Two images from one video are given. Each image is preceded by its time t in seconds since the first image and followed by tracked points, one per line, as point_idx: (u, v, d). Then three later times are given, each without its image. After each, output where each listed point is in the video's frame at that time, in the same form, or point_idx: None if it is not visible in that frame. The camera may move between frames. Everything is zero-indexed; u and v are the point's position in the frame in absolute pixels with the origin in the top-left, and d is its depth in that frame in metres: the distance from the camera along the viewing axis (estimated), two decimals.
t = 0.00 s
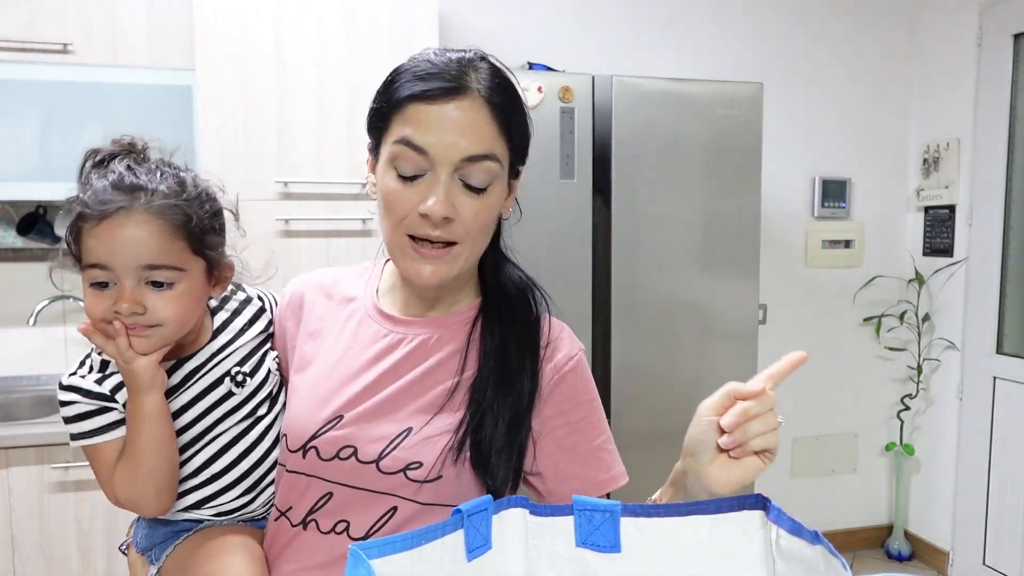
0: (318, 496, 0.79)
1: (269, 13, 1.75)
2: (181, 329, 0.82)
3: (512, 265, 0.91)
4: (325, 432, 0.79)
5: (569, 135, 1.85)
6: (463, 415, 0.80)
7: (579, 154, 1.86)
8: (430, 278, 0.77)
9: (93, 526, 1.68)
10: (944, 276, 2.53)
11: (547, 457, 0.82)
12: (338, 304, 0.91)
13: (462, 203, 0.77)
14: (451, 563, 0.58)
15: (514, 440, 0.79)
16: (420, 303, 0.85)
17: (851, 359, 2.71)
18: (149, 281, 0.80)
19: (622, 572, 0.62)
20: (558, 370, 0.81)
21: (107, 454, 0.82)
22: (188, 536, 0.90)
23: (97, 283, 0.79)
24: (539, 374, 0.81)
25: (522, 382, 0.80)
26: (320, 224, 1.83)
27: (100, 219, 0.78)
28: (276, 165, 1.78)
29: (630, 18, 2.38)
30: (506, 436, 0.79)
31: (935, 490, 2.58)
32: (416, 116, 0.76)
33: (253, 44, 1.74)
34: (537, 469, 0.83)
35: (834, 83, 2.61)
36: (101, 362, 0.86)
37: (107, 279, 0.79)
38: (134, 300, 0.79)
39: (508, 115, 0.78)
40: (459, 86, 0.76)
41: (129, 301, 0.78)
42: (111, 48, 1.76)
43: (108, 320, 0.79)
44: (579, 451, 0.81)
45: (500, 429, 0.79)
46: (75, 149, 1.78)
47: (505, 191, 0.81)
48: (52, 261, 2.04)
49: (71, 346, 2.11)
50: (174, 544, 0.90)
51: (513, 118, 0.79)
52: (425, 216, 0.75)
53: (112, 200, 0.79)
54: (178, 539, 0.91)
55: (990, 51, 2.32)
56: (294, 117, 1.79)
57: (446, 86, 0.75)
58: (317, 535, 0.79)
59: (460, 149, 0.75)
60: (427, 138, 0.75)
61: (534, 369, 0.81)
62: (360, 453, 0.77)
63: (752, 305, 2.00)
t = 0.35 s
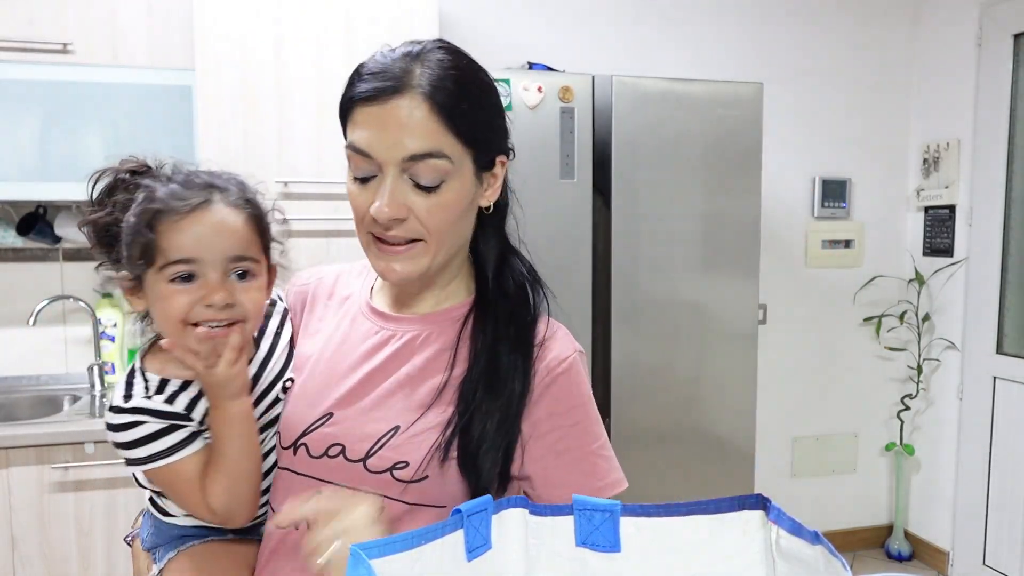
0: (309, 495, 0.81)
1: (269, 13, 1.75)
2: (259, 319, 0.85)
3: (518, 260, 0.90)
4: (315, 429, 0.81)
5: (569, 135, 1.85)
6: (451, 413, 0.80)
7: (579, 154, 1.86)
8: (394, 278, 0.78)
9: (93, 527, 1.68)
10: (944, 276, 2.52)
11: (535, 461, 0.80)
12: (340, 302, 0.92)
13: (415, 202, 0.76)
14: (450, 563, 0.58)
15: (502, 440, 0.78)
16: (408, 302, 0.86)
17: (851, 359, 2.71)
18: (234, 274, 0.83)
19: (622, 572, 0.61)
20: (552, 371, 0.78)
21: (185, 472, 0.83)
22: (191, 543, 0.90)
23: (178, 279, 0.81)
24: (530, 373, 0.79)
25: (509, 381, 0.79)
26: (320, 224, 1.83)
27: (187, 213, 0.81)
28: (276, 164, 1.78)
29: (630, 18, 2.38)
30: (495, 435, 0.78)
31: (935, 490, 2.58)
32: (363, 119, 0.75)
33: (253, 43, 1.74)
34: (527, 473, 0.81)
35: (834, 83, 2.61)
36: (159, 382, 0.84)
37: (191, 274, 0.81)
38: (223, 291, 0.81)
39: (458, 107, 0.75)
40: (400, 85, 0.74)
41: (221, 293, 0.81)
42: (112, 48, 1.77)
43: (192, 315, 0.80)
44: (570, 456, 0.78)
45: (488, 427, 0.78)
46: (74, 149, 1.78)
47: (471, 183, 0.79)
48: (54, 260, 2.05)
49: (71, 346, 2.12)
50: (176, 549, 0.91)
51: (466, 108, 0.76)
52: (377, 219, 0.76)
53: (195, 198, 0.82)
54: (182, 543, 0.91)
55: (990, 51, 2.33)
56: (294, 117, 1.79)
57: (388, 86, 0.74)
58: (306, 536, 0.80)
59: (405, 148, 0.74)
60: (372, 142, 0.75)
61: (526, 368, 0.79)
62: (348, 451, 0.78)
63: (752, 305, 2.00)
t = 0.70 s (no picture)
0: (306, 498, 0.83)
1: (268, 13, 1.75)
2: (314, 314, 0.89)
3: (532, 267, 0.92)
4: (316, 433, 0.82)
5: (569, 135, 1.85)
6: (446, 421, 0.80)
7: (579, 154, 1.86)
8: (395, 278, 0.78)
9: (93, 527, 1.68)
10: (944, 276, 2.52)
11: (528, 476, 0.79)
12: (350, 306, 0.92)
13: (417, 200, 0.75)
14: (450, 563, 0.58)
15: (495, 451, 0.78)
16: (411, 306, 0.86)
17: (851, 359, 2.71)
18: (299, 269, 0.86)
19: (622, 572, 0.61)
20: (547, 385, 0.78)
21: (233, 471, 0.81)
22: None
23: (251, 272, 0.83)
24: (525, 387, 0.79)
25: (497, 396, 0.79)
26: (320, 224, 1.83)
27: (265, 207, 0.84)
28: (276, 164, 1.78)
29: (630, 18, 2.38)
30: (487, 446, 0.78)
31: (935, 490, 2.58)
32: (369, 115, 0.76)
33: (252, 43, 1.74)
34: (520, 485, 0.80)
35: (834, 83, 2.61)
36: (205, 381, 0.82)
37: (265, 267, 0.83)
38: (294, 286, 0.85)
39: (466, 102, 0.75)
40: (406, 80, 0.74)
41: (293, 286, 0.84)
42: (111, 48, 1.77)
43: (265, 308, 0.83)
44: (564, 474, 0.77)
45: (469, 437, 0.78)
46: (74, 149, 1.78)
47: (475, 183, 0.78)
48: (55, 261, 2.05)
49: (71, 346, 2.11)
50: None
51: (475, 105, 0.76)
52: (377, 216, 0.76)
53: (266, 193, 0.85)
54: None
55: (990, 51, 2.33)
56: (295, 117, 1.79)
57: (394, 81, 0.75)
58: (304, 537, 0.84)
59: (406, 144, 0.74)
60: (375, 139, 0.75)
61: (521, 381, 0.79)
62: (345, 458, 0.80)
63: (752, 304, 2.00)
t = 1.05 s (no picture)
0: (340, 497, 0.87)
1: (267, 13, 1.75)
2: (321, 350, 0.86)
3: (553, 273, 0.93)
4: (345, 436, 0.86)
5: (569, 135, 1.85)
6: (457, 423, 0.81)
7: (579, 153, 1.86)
8: (447, 226, 0.81)
9: (93, 526, 1.68)
10: (944, 276, 2.52)
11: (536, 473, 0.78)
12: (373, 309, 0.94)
13: (496, 160, 0.82)
14: (450, 562, 0.58)
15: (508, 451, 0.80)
16: (433, 300, 0.89)
17: (851, 359, 2.71)
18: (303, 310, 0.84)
19: (622, 572, 0.61)
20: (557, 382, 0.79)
21: (269, 516, 0.78)
22: None
23: (254, 325, 0.80)
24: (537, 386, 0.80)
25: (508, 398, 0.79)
26: (318, 224, 1.83)
27: (261, 255, 0.80)
28: (276, 164, 1.78)
29: (630, 18, 2.38)
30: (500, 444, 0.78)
31: (935, 490, 2.58)
32: (479, 73, 0.84)
33: (251, 43, 1.74)
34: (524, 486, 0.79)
35: (834, 83, 2.61)
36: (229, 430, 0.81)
37: (268, 317, 0.81)
38: (301, 329, 0.82)
39: (557, 103, 0.85)
40: (525, 59, 0.84)
41: (301, 331, 0.82)
42: (111, 47, 1.77)
43: (275, 358, 0.80)
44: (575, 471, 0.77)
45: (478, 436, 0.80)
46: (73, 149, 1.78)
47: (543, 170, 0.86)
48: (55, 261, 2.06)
49: (71, 346, 2.11)
50: None
51: (563, 106, 0.86)
52: (458, 159, 0.81)
53: (259, 238, 0.82)
54: None
55: (990, 51, 2.33)
56: (294, 117, 1.79)
57: (515, 56, 0.84)
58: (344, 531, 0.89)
59: (507, 107, 0.82)
60: (480, 95, 0.83)
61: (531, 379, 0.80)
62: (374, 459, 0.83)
63: (753, 304, 2.00)
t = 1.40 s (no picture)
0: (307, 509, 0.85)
1: (267, 13, 1.75)
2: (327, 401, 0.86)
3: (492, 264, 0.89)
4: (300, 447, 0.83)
5: (569, 135, 1.85)
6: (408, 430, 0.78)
7: (579, 153, 1.86)
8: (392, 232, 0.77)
9: (93, 527, 1.68)
10: (944, 277, 2.52)
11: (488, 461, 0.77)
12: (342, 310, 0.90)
13: (438, 162, 0.78)
14: (450, 563, 0.58)
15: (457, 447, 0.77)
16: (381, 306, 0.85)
17: (851, 359, 2.71)
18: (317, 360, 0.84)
19: (622, 572, 0.61)
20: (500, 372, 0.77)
21: (235, 566, 0.77)
22: None
23: (271, 369, 0.81)
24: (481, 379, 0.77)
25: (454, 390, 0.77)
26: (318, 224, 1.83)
27: (288, 306, 0.82)
28: (276, 164, 1.78)
29: (629, 18, 2.38)
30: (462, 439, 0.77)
31: (935, 490, 2.58)
32: (414, 74, 0.80)
33: (251, 43, 1.74)
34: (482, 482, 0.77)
35: (834, 83, 2.61)
36: (217, 469, 0.79)
37: (285, 364, 0.82)
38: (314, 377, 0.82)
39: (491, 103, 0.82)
40: (459, 59, 0.81)
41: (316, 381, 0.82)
42: (111, 47, 1.77)
43: (286, 404, 0.81)
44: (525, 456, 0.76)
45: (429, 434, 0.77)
46: (73, 149, 1.77)
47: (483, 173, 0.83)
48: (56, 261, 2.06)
49: (72, 346, 2.11)
50: None
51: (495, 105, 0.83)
52: (402, 161, 0.77)
53: (293, 288, 0.84)
54: None
55: (990, 51, 2.33)
56: (294, 117, 1.79)
57: (448, 55, 0.81)
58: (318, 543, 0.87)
59: (446, 108, 0.79)
60: (416, 96, 0.79)
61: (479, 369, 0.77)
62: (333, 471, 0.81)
63: (753, 305, 2.00)
